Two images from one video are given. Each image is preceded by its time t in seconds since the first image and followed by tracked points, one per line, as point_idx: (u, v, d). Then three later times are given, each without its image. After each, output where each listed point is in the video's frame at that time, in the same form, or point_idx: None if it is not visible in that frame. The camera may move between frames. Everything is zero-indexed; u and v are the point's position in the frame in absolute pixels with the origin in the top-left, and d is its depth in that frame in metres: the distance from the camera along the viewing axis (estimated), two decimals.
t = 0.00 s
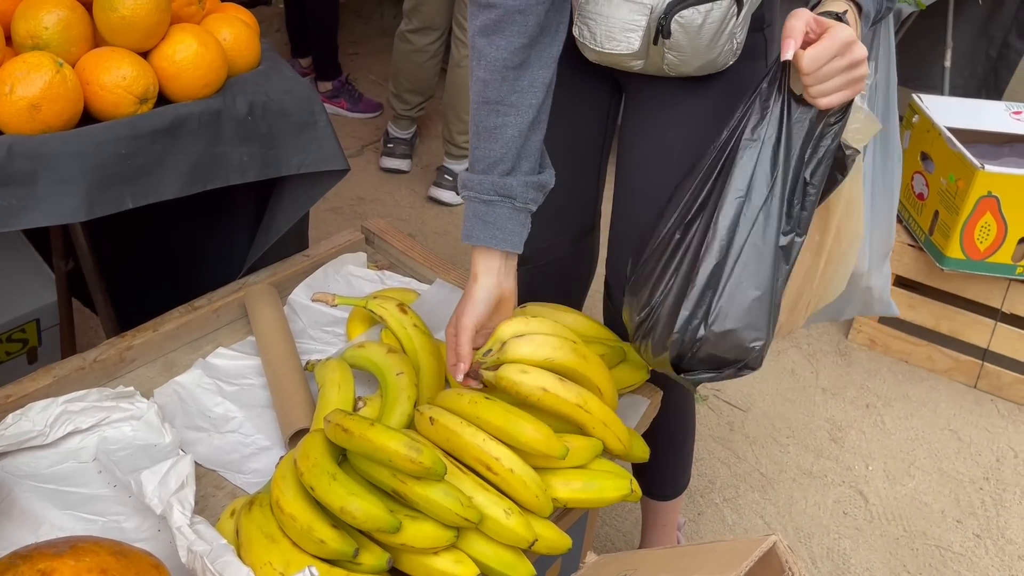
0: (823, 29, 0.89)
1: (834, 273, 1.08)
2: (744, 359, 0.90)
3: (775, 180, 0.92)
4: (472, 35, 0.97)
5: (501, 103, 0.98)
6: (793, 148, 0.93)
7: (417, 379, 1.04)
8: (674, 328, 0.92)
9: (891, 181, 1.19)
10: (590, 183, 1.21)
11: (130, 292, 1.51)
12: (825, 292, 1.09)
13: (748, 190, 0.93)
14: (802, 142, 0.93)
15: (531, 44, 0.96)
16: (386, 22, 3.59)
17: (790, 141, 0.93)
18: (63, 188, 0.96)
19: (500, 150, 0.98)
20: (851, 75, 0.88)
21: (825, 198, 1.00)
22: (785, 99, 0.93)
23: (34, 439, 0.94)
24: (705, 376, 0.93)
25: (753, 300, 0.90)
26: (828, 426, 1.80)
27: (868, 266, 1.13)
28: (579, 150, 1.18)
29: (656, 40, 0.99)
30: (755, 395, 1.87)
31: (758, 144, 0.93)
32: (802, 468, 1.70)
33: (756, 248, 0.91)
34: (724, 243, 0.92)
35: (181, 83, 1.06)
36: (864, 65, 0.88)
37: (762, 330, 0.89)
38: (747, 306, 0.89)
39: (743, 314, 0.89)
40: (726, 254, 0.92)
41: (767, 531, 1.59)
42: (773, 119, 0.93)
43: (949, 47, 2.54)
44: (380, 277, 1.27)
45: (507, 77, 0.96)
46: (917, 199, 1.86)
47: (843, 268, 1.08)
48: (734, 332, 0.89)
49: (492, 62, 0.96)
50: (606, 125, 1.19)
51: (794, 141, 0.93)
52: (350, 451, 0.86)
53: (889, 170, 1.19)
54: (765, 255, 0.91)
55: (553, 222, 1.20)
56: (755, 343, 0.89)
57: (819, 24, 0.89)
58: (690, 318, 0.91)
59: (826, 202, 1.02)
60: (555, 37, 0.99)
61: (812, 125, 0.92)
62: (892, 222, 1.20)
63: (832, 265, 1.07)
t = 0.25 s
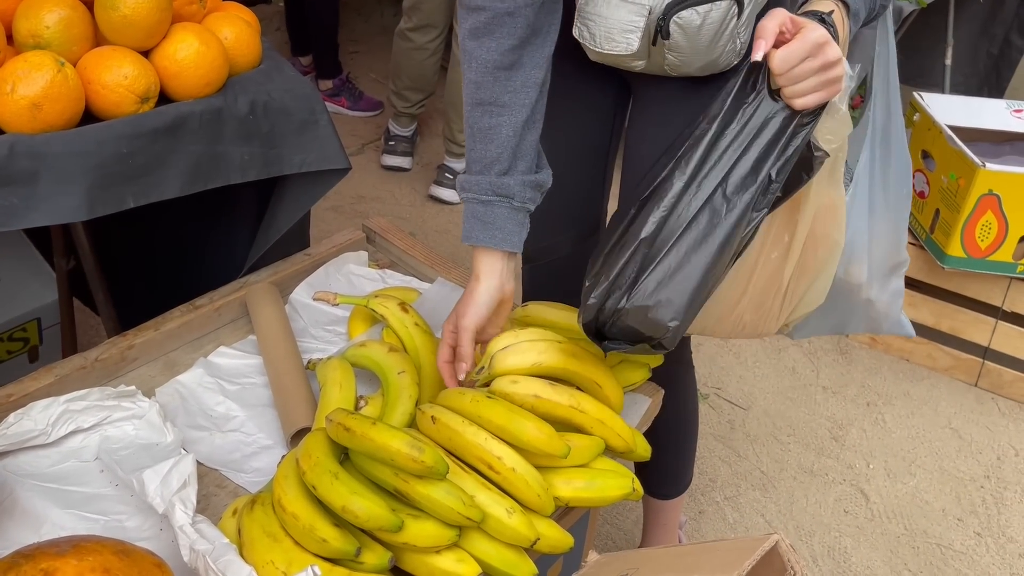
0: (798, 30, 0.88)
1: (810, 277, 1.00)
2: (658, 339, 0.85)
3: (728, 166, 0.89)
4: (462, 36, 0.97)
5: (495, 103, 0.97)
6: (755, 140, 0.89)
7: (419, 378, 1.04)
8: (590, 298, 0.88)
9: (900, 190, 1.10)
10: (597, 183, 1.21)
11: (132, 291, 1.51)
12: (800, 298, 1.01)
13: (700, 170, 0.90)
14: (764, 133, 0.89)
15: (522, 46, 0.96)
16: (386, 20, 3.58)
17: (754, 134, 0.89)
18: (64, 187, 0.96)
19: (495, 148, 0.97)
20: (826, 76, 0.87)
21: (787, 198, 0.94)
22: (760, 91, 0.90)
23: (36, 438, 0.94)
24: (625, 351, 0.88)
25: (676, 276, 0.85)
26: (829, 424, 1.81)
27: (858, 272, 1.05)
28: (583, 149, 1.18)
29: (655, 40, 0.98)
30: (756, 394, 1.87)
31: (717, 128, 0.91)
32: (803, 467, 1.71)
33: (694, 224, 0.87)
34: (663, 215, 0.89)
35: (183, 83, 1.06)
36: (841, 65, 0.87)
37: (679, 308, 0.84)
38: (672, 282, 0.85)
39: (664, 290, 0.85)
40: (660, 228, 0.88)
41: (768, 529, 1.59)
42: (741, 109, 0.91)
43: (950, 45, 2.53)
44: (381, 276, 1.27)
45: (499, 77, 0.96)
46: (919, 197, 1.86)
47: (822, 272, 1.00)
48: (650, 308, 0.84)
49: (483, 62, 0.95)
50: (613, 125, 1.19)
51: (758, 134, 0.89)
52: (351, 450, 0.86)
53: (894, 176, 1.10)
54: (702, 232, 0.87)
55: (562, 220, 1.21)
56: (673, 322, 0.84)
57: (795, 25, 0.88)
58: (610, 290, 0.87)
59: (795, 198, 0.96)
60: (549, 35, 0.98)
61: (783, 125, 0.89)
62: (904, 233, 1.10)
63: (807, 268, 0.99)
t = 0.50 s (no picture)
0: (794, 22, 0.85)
1: (806, 277, 0.99)
2: (656, 338, 0.86)
3: (726, 164, 0.89)
4: (439, 5, 0.94)
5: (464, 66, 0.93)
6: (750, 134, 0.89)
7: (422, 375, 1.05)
8: (590, 299, 0.88)
9: (903, 195, 1.04)
10: (598, 180, 1.20)
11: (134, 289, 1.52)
12: (796, 299, 1.00)
13: (698, 167, 0.90)
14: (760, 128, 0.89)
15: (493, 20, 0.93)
16: (387, 18, 3.58)
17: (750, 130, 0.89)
18: (67, 186, 0.96)
19: (457, 109, 0.92)
20: (823, 66, 0.85)
21: (784, 194, 0.94)
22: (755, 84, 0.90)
23: (40, 436, 0.94)
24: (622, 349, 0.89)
25: (675, 275, 0.85)
26: (831, 423, 1.81)
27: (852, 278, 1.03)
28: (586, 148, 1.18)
29: (658, 38, 0.96)
30: (758, 391, 1.87)
31: (715, 124, 0.90)
32: (805, 465, 1.71)
33: (691, 222, 0.87)
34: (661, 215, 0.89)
35: (185, 81, 1.05)
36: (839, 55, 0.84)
37: (678, 308, 0.85)
38: (670, 281, 0.85)
39: (661, 289, 0.85)
40: (659, 227, 0.88)
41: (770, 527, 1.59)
42: (738, 103, 0.90)
43: (952, 42, 2.52)
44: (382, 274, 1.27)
45: (468, 45, 0.92)
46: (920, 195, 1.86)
47: (818, 272, 0.99)
48: (648, 308, 0.85)
49: (454, 31, 0.92)
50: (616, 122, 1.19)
51: (755, 128, 0.89)
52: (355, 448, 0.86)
53: (895, 177, 1.04)
54: (699, 230, 0.87)
55: (563, 217, 1.20)
56: (671, 322, 0.85)
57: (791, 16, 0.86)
58: (607, 289, 0.88)
59: (791, 195, 0.96)
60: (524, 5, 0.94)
61: (779, 117, 0.88)
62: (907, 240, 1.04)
63: (802, 268, 0.98)
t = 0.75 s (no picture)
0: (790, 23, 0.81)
1: (806, 279, 0.98)
2: (702, 357, 0.83)
3: (744, 175, 0.87)
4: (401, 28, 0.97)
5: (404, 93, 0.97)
6: (763, 141, 0.87)
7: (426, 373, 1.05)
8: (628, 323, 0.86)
9: (903, 203, 1.03)
10: (603, 180, 1.19)
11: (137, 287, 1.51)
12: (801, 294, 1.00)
13: (720, 180, 0.87)
14: (770, 133, 0.87)
15: (444, 48, 0.95)
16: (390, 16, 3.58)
17: (763, 136, 0.87)
18: (72, 183, 0.96)
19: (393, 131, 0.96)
20: (825, 68, 0.82)
21: (798, 199, 0.93)
22: (763, 90, 0.88)
23: (44, 433, 0.94)
24: (664, 371, 0.86)
25: (713, 292, 0.82)
26: (834, 420, 1.80)
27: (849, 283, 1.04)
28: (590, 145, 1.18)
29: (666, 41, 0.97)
30: (761, 389, 1.87)
31: (729, 132, 0.88)
32: (808, 462, 1.70)
33: (720, 238, 0.85)
34: (690, 234, 0.86)
35: (190, 79, 1.06)
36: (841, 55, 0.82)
37: (723, 325, 0.82)
38: (710, 299, 0.82)
39: (703, 307, 0.82)
40: (691, 244, 0.85)
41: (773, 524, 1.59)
42: (746, 109, 0.88)
43: (955, 39, 2.52)
44: (385, 272, 1.27)
45: (414, 73, 0.96)
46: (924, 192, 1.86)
47: (819, 273, 0.99)
48: (692, 328, 0.82)
49: (403, 56, 0.96)
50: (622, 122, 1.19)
51: (766, 134, 0.87)
52: (359, 445, 0.86)
53: (895, 182, 1.02)
54: (731, 246, 0.84)
55: (567, 217, 1.20)
56: (717, 339, 0.81)
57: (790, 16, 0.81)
58: (647, 312, 0.85)
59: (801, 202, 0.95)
60: (481, 31, 0.96)
61: (787, 118, 0.87)
62: (906, 247, 1.04)
63: (804, 270, 0.98)
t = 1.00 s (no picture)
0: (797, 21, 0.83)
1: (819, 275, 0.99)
2: (724, 357, 0.84)
3: (756, 175, 0.87)
4: (408, 41, 0.97)
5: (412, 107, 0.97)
6: (774, 139, 0.87)
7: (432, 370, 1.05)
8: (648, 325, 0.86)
9: (911, 194, 1.03)
10: (610, 177, 1.19)
11: (143, 284, 1.52)
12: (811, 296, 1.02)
13: (734, 179, 0.87)
14: (780, 130, 0.87)
15: (453, 60, 0.95)
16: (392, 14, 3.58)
17: (773, 134, 0.87)
18: (79, 179, 0.96)
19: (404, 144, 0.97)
20: (833, 63, 0.83)
21: (809, 195, 0.93)
22: (772, 87, 0.88)
23: (52, 428, 0.95)
24: (686, 372, 0.87)
25: (732, 294, 0.83)
26: (838, 417, 1.80)
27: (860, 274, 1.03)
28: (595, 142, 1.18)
29: (676, 39, 0.95)
30: (765, 386, 1.87)
31: (740, 132, 0.88)
32: (812, 459, 1.70)
33: (736, 240, 0.85)
34: (707, 236, 0.86)
35: (197, 75, 1.06)
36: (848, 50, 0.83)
37: (744, 325, 0.82)
38: (730, 300, 0.83)
39: (724, 308, 0.83)
40: (708, 245, 0.86)
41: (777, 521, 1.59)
42: (756, 107, 0.88)
43: (959, 36, 2.51)
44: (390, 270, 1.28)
45: (422, 87, 0.96)
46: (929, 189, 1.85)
47: (832, 268, 0.99)
48: (713, 329, 0.83)
49: (410, 68, 0.96)
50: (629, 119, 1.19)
51: (777, 132, 0.87)
52: (366, 440, 0.86)
53: (904, 176, 1.03)
54: (748, 247, 0.85)
55: (573, 214, 1.20)
56: (738, 339, 0.83)
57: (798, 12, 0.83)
58: (669, 313, 0.85)
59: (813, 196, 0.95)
60: (491, 40, 0.96)
61: (795, 115, 0.87)
62: (914, 239, 1.04)
63: (818, 265, 0.99)
